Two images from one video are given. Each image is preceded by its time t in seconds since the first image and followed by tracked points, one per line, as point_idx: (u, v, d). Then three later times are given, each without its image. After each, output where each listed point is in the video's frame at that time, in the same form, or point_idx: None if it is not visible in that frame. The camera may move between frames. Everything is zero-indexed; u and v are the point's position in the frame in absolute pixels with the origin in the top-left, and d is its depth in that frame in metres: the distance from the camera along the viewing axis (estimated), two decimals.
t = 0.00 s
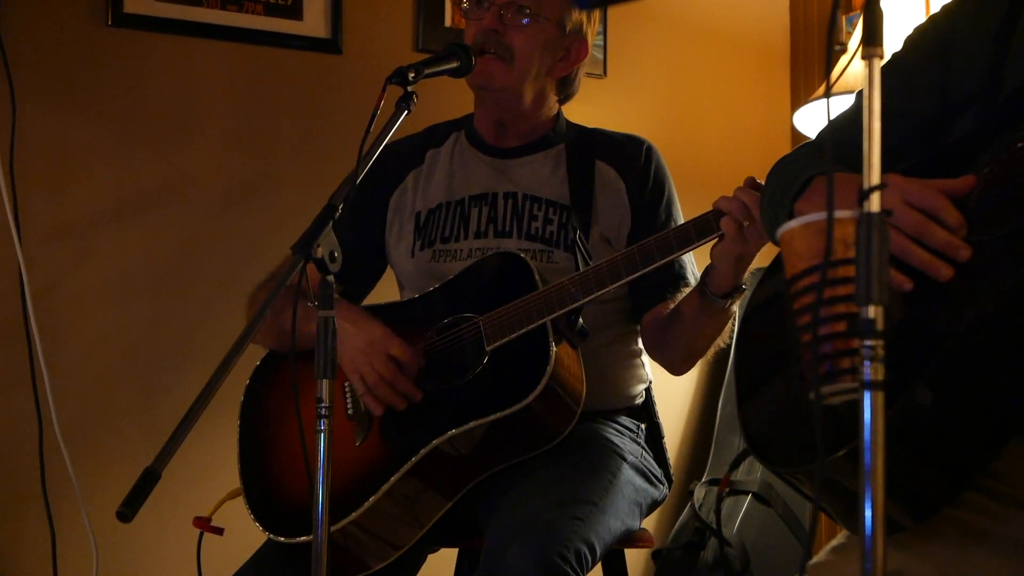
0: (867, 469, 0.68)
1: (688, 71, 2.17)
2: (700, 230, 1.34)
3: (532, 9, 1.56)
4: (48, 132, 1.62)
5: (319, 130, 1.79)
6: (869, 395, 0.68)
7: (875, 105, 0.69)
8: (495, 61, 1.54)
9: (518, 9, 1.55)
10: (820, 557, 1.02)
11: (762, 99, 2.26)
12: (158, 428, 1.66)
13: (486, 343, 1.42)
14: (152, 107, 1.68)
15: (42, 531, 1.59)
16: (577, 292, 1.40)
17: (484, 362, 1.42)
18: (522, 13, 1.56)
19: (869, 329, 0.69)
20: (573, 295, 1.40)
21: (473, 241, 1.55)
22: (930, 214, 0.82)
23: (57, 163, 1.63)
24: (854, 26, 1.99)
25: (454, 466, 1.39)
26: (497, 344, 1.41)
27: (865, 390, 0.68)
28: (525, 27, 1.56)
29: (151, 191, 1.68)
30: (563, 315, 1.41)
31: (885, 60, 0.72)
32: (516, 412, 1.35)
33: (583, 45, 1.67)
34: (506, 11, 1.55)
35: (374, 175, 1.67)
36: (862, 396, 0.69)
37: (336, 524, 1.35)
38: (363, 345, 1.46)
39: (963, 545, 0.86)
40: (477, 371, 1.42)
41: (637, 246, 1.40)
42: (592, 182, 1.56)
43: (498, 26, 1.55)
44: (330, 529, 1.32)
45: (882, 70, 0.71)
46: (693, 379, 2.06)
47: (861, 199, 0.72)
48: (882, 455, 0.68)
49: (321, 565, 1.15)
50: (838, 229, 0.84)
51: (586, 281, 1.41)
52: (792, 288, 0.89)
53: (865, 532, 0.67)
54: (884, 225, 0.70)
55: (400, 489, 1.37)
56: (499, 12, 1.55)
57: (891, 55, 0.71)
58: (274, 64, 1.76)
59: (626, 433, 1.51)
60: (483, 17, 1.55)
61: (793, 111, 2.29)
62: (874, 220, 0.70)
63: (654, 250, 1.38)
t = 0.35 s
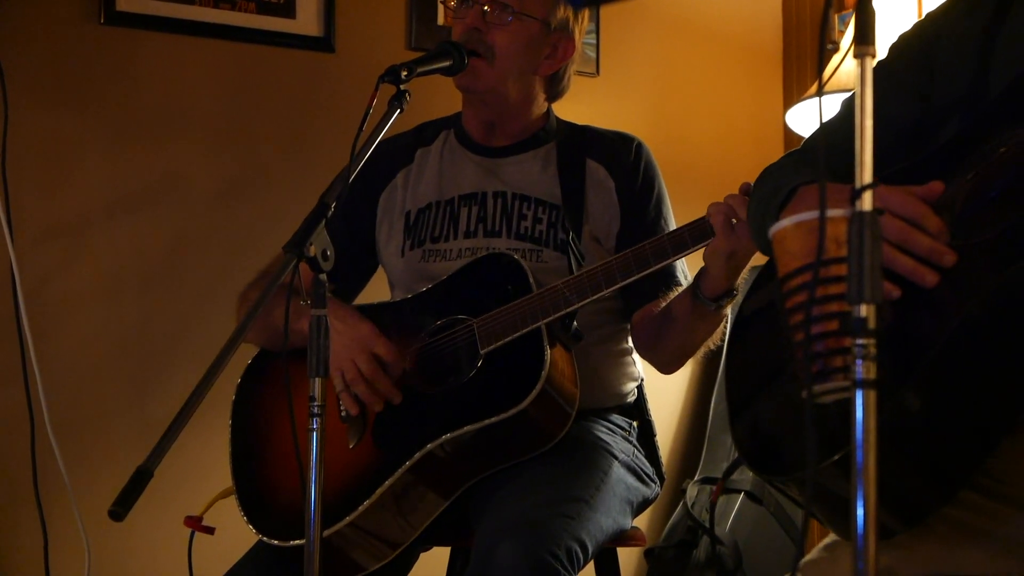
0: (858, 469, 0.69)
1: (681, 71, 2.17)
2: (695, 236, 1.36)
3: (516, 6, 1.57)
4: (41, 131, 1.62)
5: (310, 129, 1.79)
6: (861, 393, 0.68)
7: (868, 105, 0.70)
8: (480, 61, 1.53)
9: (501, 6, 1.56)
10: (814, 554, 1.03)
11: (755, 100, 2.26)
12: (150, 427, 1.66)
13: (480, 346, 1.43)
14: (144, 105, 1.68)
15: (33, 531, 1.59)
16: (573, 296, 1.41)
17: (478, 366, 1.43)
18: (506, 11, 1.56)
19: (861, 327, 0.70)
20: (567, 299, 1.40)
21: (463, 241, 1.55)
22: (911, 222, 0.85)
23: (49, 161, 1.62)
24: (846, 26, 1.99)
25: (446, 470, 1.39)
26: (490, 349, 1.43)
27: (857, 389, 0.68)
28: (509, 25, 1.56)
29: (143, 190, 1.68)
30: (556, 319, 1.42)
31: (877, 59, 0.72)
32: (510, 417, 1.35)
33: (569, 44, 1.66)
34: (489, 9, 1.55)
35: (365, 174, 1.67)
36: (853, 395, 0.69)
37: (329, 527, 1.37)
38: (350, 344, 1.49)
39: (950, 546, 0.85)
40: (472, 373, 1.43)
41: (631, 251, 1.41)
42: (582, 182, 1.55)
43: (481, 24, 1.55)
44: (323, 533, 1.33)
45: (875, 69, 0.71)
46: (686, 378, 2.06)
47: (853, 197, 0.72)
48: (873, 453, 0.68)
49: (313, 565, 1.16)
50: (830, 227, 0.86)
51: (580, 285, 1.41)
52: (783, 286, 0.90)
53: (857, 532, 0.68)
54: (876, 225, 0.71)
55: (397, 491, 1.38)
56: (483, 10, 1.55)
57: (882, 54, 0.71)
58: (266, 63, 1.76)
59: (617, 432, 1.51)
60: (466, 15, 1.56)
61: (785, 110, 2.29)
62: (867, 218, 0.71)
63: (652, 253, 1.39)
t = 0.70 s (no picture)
0: (848, 476, 0.69)
1: (672, 77, 2.17)
2: (687, 243, 1.37)
3: (505, 14, 1.57)
4: (31, 137, 1.62)
5: (301, 136, 1.79)
6: (850, 401, 0.68)
7: (858, 111, 0.70)
8: (471, 69, 1.54)
9: (491, 15, 1.56)
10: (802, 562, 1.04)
11: (745, 106, 2.27)
12: (141, 434, 1.66)
13: (472, 354, 1.43)
14: (135, 112, 1.68)
15: (23, 539, 1.59)
16: (564, 305, 1.40)
17: (470, 373, 1.42)
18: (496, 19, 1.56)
19: (851, 335, 0.69)
20: (559, 307, 1.40)
21: (453, 248, 1.55)
22: (896, 239, 0.82)
23: (39, 168, 1.62)
24: (836, 34, 2.00)
25: (437, 480, 1.39)
26: (482, 356, 1.43)
27: (847, 397, 0.68)
28: (498, 33, 1.56)
29: (134, 197, 1.68)
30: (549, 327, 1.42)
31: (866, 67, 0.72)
32: (502, 424, 1.35)
33: (558, 52, 1.66)
34: (479, 18, 1.55)
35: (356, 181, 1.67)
36: (843, 403, 0.69)
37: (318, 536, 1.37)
38: (357, 336, 1.47)
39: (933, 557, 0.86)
40: (463, 381, 1.42)
41: (624, 260, 1.41)
42: (572, 189, 1.56)
43: (471, 32, 1.56)
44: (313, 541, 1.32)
45: (864, 77, 0.72)
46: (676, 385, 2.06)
47: (842, 206, 0.72)
48: (863, 460, 0.68)
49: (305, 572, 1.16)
50: (820, 235, 0.86)
51: (573, 293, 1.41)
52: (774, 294, 0.89)
53: (846, 540, 0.68)
54: (866, 232, 0.70)
55: (388, 498, 1.38)
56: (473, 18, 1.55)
57: (871, 63, 0.72)
58: (257, 70, 1.76)
59: (607, 439, 1.51)
60: (456, 23, 1.56)
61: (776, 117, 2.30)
62: (856, 227, 0.70)
63: (645, 260, 1.40)
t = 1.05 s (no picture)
0: (839, 486, 0.69)
1: (665, 84, 2.18)
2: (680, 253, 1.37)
3: (502, 23, 1.56)
4: (22, 144, 1.62)
5: (293, 144, 1.79)
6: (841, 410, 0.69)
7: (850, 122, 0.70)
8: (464, 76, 1.53)
9: (488, 23, 1.55)
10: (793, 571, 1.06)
11: (736, 114, 2.28)
12: (132, 441, 1.66)
13: (463, 363, 1.43)
14: (127, 119, 1.68)
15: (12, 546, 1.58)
16: (557, 313, 1.40)
17: (462, 382, 1.43)
18: (491, 27, 1.55)
19: (841, 344, 0.69)
20: (551, 316, 1.40)
21: (446, 256, 1.55)
22: (888, 249, 0.83)
23: (30, 175, 1.62)
24: (828, 41, 2.01)
25: (428, 488, 1.39)
26: (474, 365, 1.43)
27: (837, 406, 0.69)
28: (494, 41, 1.55)
29: (126, 203, 1.67)
30: (541, 335, 1.43)
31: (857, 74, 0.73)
32: (494, 433, 1.35)
33: (553, 61, 1.67)
34: (476, 26, 1.55)
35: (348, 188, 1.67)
36: (835, 411, 0.69)
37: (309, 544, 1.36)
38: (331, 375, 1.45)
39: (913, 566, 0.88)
40: (455, 390, 1.42)
41: (616, 269, 1.41)
42: (565, 198, 1.56)
43: (468, 40, 1.55)
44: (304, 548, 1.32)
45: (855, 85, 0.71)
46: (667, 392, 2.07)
47: (834, 214, 0.72)
48: (853, 471, 0.68)
49: None
50: (810, 244, 0.87)
51: (564, 302, 1.42)
52: (764, 302, 0.90)
53: (837, 550, 0.68)
54: (857, 240, 0.70)
55: (379, 505, 1.38)
56: (470, 27, 1.55)
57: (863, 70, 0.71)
58: (250, 77, 1.76)
59: (599, 446, 1.51)
60: (453, 31, 1.56)
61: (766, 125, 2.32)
62: (847, 235, 0.70)
63: (636, 270, 1.40)
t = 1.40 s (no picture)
0: (832, 493, 0.70)
1: (659, 90, 2.18)
2: (676, 265, 1.39)
3: (496, 31, 1.56)
4: (14, 151, 1.61)
5: (285, 152, 1.79)
6: (834, 418, 0.70)
7: (841, 128, 0.71)
8: (459, 85, 1.53)
9: (482, 31, 1.56)
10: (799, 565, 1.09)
11: (730, 120, 2.28)
12: (124, 447, 1.65)
13: (459, 372, 1.43)
14: (119, 126, 1.68)
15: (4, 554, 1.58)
16: (552, 325, 1.42)
17: (457, 392, 1.43)
18: (485, 36, 1.56)
19: (834, 352, 0.70)
20: (547, 327, 1.42)
21: (439, 263, 1.55)
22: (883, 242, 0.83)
23: (22, 182, 1.62)
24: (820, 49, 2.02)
25: (420, 498, 1.40)
26: (469, 375, 1.43)
27: (831, 414, 0.70)
28: (489, 50, 1.56)
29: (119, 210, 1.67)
30: (537, 347, 1.43)
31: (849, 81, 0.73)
32: (489, 443, 1.36)
33: (549, 70, 1.67)
34: (470, 34, 1.55)
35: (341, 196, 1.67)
36: (827, 419, 0.70)
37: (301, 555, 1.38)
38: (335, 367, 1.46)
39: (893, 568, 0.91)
40: (449, 400, 1.42)
41: (612, 281, 1.43)
42: (559, 206, 1.56)
43: (462, 49, 1.56)
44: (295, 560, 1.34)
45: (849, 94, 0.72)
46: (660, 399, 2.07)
47: (827, 221, 0.73)
48: (847, 479, 0.69)
49: None
50: (804, 252, 0.86)
51: (559, 315, 1.43)
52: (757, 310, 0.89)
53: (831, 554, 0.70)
54: (848, 248, 0.72)
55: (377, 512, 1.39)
56: (464, 36, 1.55)
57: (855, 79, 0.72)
58: (243, 83, 1.76)
59: (592, 454, 1.51)
60: (447, 39, 1.56)
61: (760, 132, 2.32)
62: (840, 243, 0.71)
63: (632, 282, 1.42)
